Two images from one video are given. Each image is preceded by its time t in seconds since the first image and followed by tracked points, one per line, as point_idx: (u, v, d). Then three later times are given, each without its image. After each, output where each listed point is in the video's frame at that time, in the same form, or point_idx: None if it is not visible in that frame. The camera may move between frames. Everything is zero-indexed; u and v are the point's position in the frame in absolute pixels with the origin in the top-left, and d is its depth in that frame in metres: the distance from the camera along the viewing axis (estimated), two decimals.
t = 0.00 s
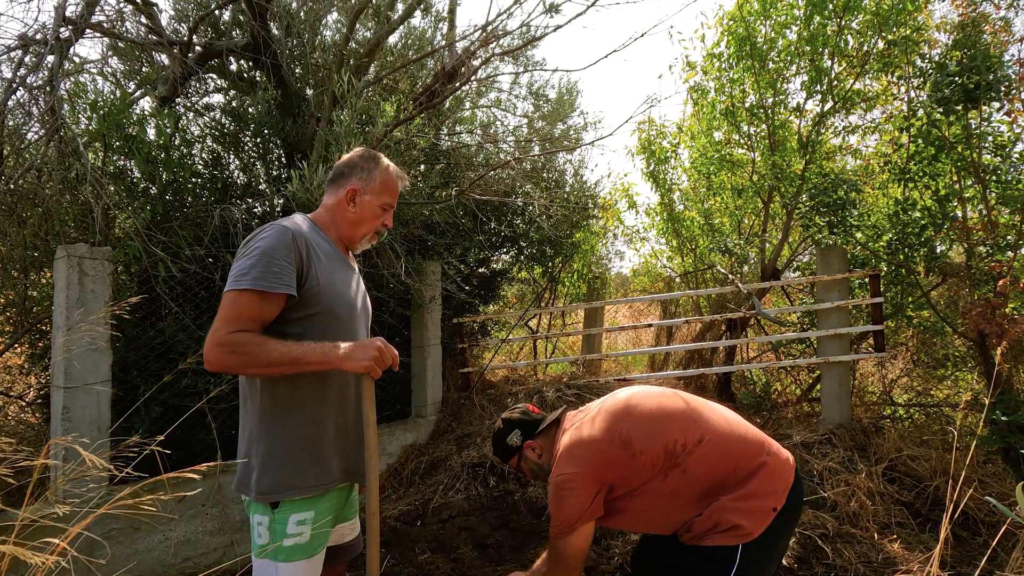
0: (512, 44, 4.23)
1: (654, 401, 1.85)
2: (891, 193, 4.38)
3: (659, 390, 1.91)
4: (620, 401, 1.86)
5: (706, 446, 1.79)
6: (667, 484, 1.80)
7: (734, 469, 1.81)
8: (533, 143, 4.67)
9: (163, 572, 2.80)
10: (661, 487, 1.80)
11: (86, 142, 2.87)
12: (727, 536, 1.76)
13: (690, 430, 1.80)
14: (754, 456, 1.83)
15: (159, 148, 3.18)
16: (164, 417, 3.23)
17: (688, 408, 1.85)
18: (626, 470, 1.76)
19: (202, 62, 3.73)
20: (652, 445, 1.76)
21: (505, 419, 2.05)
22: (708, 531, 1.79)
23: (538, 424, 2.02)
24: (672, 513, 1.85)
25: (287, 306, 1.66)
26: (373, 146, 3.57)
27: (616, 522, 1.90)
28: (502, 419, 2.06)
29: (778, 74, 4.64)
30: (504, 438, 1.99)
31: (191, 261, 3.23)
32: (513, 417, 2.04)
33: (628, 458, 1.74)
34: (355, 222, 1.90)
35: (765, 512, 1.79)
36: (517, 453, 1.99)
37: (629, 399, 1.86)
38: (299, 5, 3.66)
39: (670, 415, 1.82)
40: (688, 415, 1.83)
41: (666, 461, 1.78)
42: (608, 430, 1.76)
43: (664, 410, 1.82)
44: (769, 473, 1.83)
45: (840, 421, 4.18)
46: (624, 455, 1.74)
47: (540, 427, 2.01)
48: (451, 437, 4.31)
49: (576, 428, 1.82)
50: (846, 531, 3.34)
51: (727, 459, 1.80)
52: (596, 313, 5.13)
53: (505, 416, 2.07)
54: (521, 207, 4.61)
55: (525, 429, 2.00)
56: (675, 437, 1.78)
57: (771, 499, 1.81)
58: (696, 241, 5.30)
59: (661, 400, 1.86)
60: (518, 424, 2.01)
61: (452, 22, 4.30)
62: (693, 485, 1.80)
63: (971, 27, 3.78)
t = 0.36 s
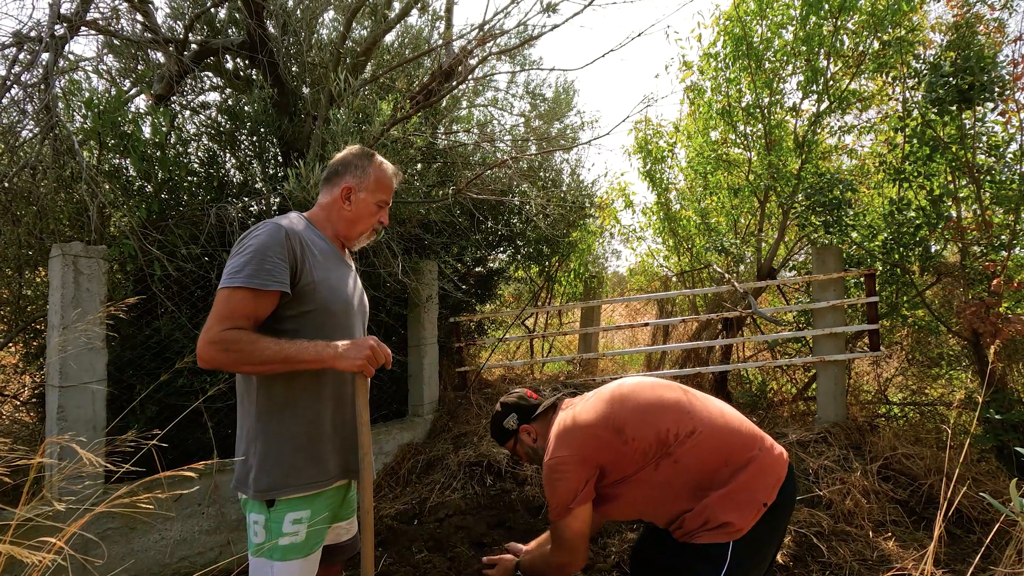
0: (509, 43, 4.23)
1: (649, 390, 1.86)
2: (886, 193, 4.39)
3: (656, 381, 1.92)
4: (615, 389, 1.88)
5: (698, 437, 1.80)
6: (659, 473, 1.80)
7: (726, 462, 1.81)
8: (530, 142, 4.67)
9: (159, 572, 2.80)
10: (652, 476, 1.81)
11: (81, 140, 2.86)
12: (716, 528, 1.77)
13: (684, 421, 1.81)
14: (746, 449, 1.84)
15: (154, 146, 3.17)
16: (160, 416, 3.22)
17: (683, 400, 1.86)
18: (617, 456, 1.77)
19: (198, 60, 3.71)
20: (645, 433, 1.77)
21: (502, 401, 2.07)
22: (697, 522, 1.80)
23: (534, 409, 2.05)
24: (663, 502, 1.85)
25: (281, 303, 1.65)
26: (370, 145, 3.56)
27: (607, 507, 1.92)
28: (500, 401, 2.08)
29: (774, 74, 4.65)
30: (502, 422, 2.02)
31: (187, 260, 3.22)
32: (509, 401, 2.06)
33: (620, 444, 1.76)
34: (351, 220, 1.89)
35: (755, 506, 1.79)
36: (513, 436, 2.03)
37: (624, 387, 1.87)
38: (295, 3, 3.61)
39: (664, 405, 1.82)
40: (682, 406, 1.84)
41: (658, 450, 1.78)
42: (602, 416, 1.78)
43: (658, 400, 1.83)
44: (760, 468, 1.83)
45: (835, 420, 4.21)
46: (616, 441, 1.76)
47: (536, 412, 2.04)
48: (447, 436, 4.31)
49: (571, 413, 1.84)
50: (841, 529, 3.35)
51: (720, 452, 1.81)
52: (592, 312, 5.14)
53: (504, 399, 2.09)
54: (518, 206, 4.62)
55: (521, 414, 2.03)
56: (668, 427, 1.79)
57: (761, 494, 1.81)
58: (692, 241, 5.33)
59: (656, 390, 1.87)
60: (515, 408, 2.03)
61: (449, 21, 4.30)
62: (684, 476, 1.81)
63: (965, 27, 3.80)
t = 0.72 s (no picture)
0: (508, 42, 4.23)
1: (651, 375, 1.87)
2: (886, 192, 4.39)
3: (659, 367, 1.93)
4: (618, 371, 1.89)
5: (696, 425, 1.80)
6: (655, 457, 1.81)
7: (722, 452, 1.81)
8: (529, 140, 4.67)
9: (159, 571, 2.79)
10: (648, 458, 1.82)
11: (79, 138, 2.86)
12: (707, 516, 1.77)
13: (684, 408, 1.81)
14: (744, 442, 1.84)
15: (153, 144, 3.16)
16: (159, 415, 3.21)
17: (684, 387, 1.86)
18: (615, 436, 1.78)
19: (196, 58, 3.70)
20: (644, 416, 1.78)
21: (511, 367, 2.08)
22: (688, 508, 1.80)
23: (541, 377, 2.04)
24: (658, 488, 1.86)
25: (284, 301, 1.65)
26: (370, 143, 3.55)
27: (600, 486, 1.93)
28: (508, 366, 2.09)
29: (773, 73, 4.65)
30: (506, 388, 2.02)
31: (186, 258, 3.21)
32: (515, 368, 2.06)
33: (618, 424, 1.77)
34: (352, 218, 1.89)
35: (748, 498, 1.79)
36: (517, 403, 2.03)
37: (626, 370, 1.88)
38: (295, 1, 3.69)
39: (665, 390, 1.83)
40: (683, 393, 1.84)
41: (656, 434, 1.79)
42: (603, 395, 1.79)
43: (660, 385, 1.84)
44: (757, 461, 1.83)
45: (834, 418, 4.22)
46: (615, 421, 1.77)
47: (542, 381, 2.04)
48: (447, 434, 4.31)
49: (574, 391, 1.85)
50: (840, 527, 3.36)
51: (718, 442, 1.81)
52: (592, 311, 5.14)
53: (512, 364, 2.09)
54: (518, 204, 4.62)
55: (527, 381, 2.03)
56: (667, 412, 1.80)
57: (755, 488, 1.81)
58: (692, 239, 5.33)
59: (658, 376, 1.87)
60: (521, 376, 2.03)
61: (448, 20, 4.30)
62: (681, 462, 1.81)
63: (965, 27, 3.81)
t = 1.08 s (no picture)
0: (505, 38, 4.22)
1: (640, 378, 1.87)
2: (881, 190, 4.40)
3: (647, 367, 1.93)
4: (606, 376, 1.89)
5: (686, 425, 1.80)
6: (648, 458, 1.82)
7: (714, 449, 1.82)
8: (525, 138, 4.67)
9: (154, 569, 2.78)
10: (640, 460, 1.82)
11: (73, 134, 2.85)
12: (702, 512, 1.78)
13: (674, 408, 1.81)
14: (735, 438, 1.84)
15: (148, 140, 3.14)
16: (155, 412, 3.20)
17: (673, 387, 1.86)
18: (606, 439, 1.78)
19: (191, 53, 3.68)
20: (634, 418, 1.78)
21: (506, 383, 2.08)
22: (682, 506, 1.81)
23: (535, 391, 2.04)
24: (652, 489, 1.86)
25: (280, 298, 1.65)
26: (366, 140, 3.54)
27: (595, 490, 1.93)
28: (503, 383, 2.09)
29: (770, 71, 4.66)
30: (502, 404, 2.02)
31: (182, 254, 3.19)
32: (510, 384, 2.06)
33: (609, 428, 1.77)
34: (350, 214, 1.88)
35: (741, 494, 1.80)
36: (514, 418, 2.03)
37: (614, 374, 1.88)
38: None
39: (654, 391, 1.83)
40: (672, 392, 1.85)
41: (647, 435, 1.80)
42: (592, 399, 1.79)
43: (649, 386, 1.84)
44: (749, 457, 1.84)
45: (830, 416, 4.23)
46: (606, 425, 1.77)
47: (536, 395, 2.04)
48: (444, 432, 4.31)
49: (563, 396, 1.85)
50: (835, 524, 3.38)
51: (709, 440, 1.81)
52: (588, 309, 5.14)
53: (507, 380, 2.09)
54: (514, 201, 4.62)
55: (522, 396, 2.03)
56: (657, 413, 1.80)
57: (748, 482, 1.81)
58: (687, 236, 5.33)
59: (646, 378, 1.88)
60: (515, 391, 2.03)
61: (445, 16, 4.29)
62: (673, 463, 1.81)
63: (961, 26, 3.83)
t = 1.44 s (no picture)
0: (498, 34, 4.22)
1: (622, 386, 1.89)
2: (870, 188, 4.46)
3: (630, 375, 1.95)
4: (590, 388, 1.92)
5: (670, 430, 1.83)
6: (635, 466, 1.85)
7: (697, 452, 1.85)
8: (518, 134, 4.67)
9: (146, 565, 2.77)
10: (626, 469, 1.86)
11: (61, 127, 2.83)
12: (689, 515, 1.82)
13: (656, 415, 1.84)
14: (718, 440, 1.87)
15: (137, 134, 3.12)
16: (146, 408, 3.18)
17: (656, 393, 1.88)
18: (591, 452, 1.83)
19: (181, 46, 3.64)
20: (618, 429, 1.81)
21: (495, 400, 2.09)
22: (671, 510, 1.85)
23: (523, 405, 2.06)
24: (642, 496, 1.90)
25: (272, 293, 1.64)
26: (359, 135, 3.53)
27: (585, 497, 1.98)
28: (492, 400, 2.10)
29: (761, 69, 4.69)
30: (492, 421, 2.04)
31: (173, 249, 3.17)
32: (498, 400, 2.08)
33: (593, 440, 1.81)
34: (345, 209, 1.88)
35: (727, 494, 1.82)
36: (505, 434, 2.04)
37: (597, 385, 1.91)
38: None
39: (637, 400, 1.85)
40: (654, 399, 1.87)
41: (631, 444, 1.83)
42: (576, 414, 1.82)
43: (631, 395, 1.87)
44: (734, 457, 1.86)
45: (818, 410, 4.28)
46: (590, 438, 1.80)
47: (525, 409, 2.06)
48: (436, 427, 4.32)
49: (549, 412, 1.89)
50: (824, 516, 3.43)
51: (694, 443, 1.84)
52: (580, 304, 5.17)
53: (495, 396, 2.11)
54: (507, 197, 4.63)
55: (511, 412, 2.05)
56: (640, 422, 1.83)
57: (734, 481, 1.84)
58: (679, 233, 5.36)
59: (629, 386, 1.90)
60: (504, 407, 2.05)
61: (437, 11, 4.29)
62: (659, 469, 1.84)
63: (949, 25, 3.87)
